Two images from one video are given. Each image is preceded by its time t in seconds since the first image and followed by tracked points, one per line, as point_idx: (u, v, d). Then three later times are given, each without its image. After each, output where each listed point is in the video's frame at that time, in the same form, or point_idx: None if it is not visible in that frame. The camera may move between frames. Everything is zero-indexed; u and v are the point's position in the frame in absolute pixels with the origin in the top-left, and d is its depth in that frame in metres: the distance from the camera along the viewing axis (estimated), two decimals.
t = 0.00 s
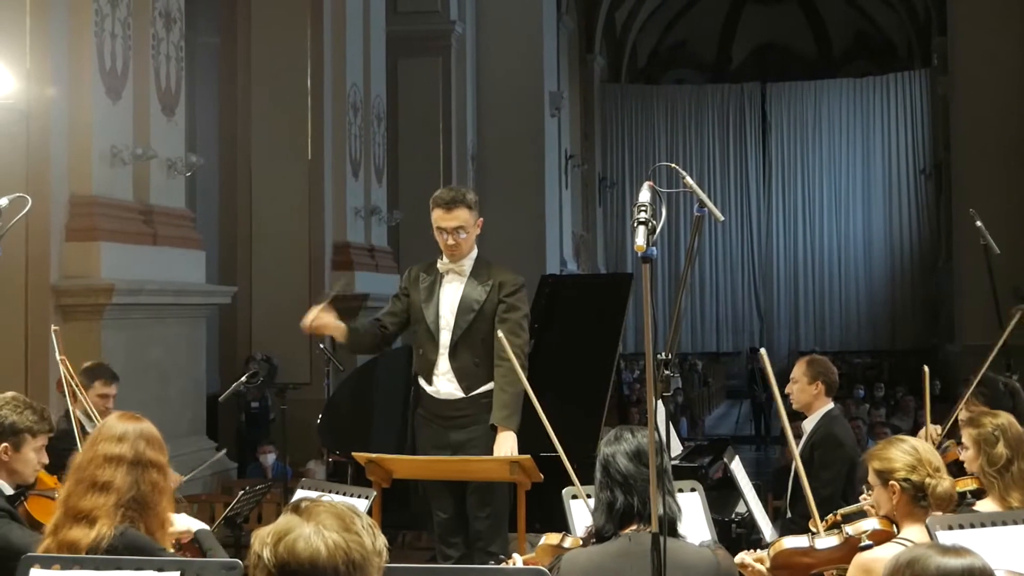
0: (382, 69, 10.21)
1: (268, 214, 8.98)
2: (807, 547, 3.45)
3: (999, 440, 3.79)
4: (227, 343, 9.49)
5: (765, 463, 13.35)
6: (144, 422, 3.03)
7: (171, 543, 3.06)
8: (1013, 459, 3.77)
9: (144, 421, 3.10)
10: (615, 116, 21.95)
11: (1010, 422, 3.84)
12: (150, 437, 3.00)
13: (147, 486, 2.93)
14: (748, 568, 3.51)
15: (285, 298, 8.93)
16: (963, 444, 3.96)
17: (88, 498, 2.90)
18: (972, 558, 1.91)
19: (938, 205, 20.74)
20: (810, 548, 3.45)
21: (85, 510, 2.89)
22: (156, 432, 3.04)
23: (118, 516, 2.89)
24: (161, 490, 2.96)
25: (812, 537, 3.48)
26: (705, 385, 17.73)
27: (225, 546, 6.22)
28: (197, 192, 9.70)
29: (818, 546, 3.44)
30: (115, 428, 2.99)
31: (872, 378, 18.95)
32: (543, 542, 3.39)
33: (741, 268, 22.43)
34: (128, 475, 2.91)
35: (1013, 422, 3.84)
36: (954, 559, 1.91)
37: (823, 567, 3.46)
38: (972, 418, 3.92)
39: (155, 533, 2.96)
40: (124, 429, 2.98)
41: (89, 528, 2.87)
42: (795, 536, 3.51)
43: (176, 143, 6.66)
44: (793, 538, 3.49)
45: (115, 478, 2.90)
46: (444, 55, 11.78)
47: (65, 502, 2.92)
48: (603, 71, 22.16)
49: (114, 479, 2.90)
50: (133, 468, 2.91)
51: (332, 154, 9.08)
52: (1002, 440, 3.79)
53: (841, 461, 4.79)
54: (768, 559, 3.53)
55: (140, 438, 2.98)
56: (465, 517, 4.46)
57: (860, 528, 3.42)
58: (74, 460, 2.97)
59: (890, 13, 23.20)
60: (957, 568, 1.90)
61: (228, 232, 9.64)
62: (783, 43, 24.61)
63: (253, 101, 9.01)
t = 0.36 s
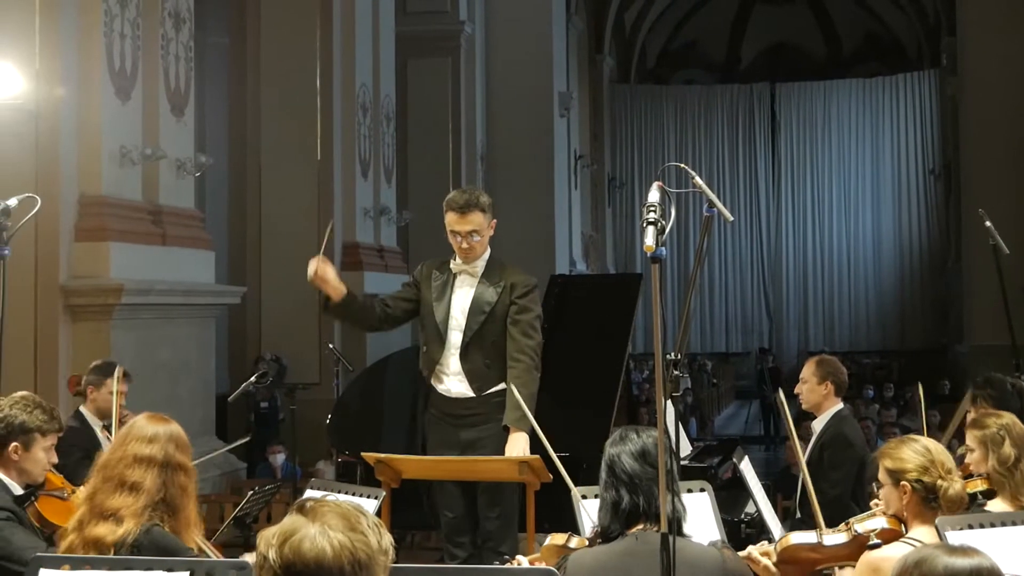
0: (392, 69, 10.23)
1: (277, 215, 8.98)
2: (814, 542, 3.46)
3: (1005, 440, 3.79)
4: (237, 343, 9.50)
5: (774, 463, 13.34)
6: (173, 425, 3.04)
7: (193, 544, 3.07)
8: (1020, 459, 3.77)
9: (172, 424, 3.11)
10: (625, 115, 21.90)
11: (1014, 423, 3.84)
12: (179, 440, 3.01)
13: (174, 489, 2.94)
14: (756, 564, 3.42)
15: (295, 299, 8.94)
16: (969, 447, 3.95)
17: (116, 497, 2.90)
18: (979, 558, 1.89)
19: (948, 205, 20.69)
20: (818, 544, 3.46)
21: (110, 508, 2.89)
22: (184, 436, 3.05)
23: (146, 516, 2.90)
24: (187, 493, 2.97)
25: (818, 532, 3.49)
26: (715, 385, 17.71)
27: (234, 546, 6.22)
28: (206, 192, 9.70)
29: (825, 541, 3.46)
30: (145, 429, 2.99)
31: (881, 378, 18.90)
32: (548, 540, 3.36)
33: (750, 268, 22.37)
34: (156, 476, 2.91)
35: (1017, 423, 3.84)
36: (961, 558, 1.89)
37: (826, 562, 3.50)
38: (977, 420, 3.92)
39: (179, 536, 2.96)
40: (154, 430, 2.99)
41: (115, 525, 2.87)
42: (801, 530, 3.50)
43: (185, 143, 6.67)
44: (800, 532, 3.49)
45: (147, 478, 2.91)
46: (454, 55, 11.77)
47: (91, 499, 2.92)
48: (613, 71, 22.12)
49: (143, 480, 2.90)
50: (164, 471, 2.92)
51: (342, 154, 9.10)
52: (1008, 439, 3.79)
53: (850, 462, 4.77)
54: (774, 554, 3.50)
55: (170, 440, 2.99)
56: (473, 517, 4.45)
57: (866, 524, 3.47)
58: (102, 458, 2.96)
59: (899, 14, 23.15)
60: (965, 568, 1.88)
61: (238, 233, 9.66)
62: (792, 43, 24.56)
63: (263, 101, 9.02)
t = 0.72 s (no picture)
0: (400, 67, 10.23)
1: (284, 215, 8.98)
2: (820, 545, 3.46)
3: (1008, 440, 3.78)
4: (246, 343, 9.52)
5: (782, 463, 13.30)
6: (201, 431, 3.01)
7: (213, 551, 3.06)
8: None
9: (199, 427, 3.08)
10: (634, 115, 21.84)
11: (1018, 422, 3.83)
12: (205, 448, 2.98)
13: (198, 497, 2.92)
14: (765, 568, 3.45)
15: (303, 298, 8.94)
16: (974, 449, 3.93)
17: (138, 501, 2.89)
18: (987, 558, 1.87)
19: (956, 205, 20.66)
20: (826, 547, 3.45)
21: (129, 512, 2.88)
22: (211, 442, 3.02)
23: (165, 522, 2.89)
24: (209, 502, 2.95)
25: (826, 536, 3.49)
26: (722, 385, 17.68)
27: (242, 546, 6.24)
28: (215, 191, 9.69)
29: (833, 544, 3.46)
30: (172, 435, 2.97)
31: (889, 378, 18.83)
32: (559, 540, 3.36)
33: (758, 268, 22.33)
34: (180, 485, 2.90)
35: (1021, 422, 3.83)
36: (968, 559, 1.87)
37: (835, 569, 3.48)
38: (981, 422, 3.91)
39: (198, 544, 2.95)
40: (183, 437, 2.96)
41: (131, 527, 2.86)
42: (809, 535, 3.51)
43: (193, 144, 6.67)
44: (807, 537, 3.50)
45: (171, 486, 2.89)
46: (462, 55, 11.77)
47: (113, 499, 2.91)
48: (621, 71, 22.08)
49: (166, 488, 2.89)
50: (188, 480, 2.90)
51: (350, 154, 9.09)
52: (1011, 438, 3.77)
53: (857, 462, 4.77)
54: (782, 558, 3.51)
55: (197, 448, 2.96)
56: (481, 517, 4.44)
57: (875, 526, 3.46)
58: (128, 459, 2.94)
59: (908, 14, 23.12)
60: (972, 569, 1.86)
61: (246, 233, 9.66)
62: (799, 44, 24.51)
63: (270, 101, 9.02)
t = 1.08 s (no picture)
0: (406, 66, 10.23)
1: (291, 216, 9.00)
2: (834, 537, 3.45)
3: (1006, 441, 3.79)
4: (252, 343, 9.53)
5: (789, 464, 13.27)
6: (214, 443, 3.00)
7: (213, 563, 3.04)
8: None
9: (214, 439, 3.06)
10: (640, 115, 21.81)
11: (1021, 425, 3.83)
12: (218, 460, 2.96)
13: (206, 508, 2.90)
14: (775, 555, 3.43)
15: (309, 298, 8.94)
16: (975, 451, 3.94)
17: (143, 507, 2.88)
18: (997, 561, 1.86)
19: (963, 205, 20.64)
20: (839, 539, 3.44)
21: (134, 516, 2.86)
22: (224, 455, 3.00)
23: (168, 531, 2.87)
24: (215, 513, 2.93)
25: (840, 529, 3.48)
26: (729, 385, 17.66)
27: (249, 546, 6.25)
28: (221, 191, 9.69)
29: (846, 537, 3.44)
30: (186, 444, 2.95)
31: (896, 379, 18.78)
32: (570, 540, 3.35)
33: (764, 269, 22.26)
34: (189, 495, 2.88)
35: None
36: (980, 561, 1.86)
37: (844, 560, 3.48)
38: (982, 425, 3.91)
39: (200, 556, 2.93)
40: (197, 447, 2.95)
41: (134, 530, 2.83)
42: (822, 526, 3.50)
43: (200, 144, 6.68)
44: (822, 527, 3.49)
45: (180, 495, 2.88)
46: (468, 56, 11.76)
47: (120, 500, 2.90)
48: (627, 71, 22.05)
49: (175, 496, 2.88)
50: (197, 489, 2.89)
51: (357, 154, 9.10)
52: (1012, 440, 3.78)
53: (863, 463, 4.75)
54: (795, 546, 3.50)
55: (209, 460, 2.94)
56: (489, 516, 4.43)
57: (889, 521, 3.44)
58: (139, 464, 2.93)
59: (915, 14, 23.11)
60: (983, 572, 1.84)
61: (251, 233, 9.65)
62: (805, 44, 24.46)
63: (277, 101, 9.04)
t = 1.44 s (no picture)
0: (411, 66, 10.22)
1: (296, 216, 8.99)
2: (851, 533, 3.38)
3: (1012, 442, 3.78)
4: (258, 343, 9.54)
5: (795, 464, 13.24)
6: (191, 431, 3.01)
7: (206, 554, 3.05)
8: None
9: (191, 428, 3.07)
10: (646, 115, 21.78)
11: None
12: (197, 449, 2.98)
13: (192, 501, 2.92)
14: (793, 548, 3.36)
15: (314, 298, 8.94)
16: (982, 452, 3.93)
17: (129, 509, 2.88)
18: (1006, 564, 1.82)
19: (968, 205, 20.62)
20: (856, 535, 3.37)
21: (122, 519, 2.86)
22: (202, 444, 3.02)
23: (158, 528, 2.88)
24: (203, 505, 2.95)
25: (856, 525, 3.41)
26: (734, 384, 17.65)
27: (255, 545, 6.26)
28: (226, 192, 9.68)
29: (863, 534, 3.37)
30: (163, 436, 2.96)
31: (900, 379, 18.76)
32: (574, 533, 3.35)
33: (770, 268, 22.25)
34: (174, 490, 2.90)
35: None
36: (989, 564, 1.82)
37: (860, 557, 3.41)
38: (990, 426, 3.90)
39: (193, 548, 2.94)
40: (173, 438, 2.96)
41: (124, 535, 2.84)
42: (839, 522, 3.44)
43: (205, 144, 6.68)
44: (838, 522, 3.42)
45: (163, 491, 2.89)
46: (473, 56, 11.75)
47: (104, 505, 2.89)
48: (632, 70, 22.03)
49: (160, 494, 2.89)
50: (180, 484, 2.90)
51: (362, 154, 9.10)
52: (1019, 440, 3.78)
53: (869, 463, 4.74)
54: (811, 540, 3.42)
55: (188, 451, 2.96)
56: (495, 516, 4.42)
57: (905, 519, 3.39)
58: (118, 463, 2.93)
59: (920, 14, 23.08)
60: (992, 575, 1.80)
61: (257, 234, 9.66)
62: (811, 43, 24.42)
63: (282, 102, 9.04)
